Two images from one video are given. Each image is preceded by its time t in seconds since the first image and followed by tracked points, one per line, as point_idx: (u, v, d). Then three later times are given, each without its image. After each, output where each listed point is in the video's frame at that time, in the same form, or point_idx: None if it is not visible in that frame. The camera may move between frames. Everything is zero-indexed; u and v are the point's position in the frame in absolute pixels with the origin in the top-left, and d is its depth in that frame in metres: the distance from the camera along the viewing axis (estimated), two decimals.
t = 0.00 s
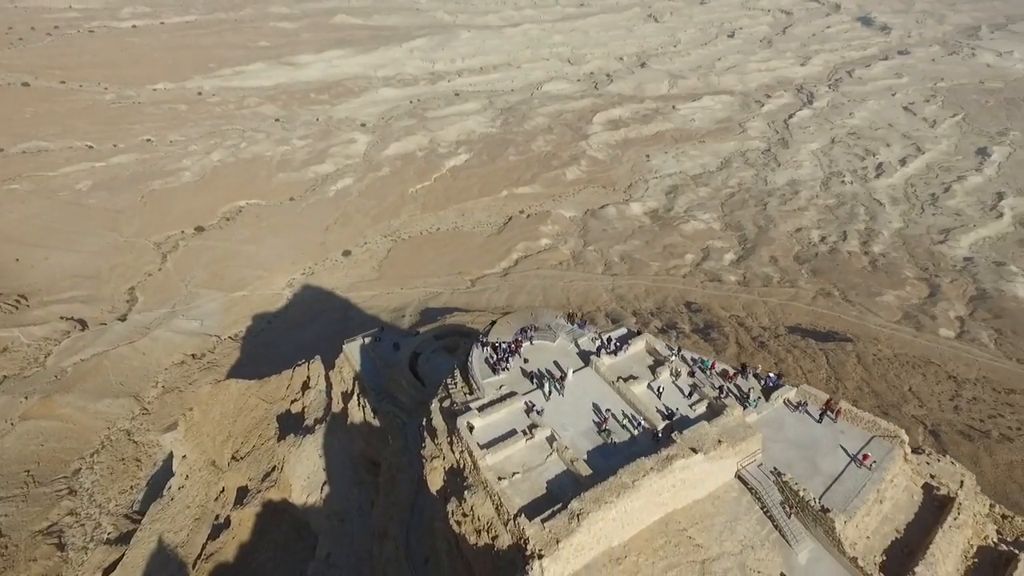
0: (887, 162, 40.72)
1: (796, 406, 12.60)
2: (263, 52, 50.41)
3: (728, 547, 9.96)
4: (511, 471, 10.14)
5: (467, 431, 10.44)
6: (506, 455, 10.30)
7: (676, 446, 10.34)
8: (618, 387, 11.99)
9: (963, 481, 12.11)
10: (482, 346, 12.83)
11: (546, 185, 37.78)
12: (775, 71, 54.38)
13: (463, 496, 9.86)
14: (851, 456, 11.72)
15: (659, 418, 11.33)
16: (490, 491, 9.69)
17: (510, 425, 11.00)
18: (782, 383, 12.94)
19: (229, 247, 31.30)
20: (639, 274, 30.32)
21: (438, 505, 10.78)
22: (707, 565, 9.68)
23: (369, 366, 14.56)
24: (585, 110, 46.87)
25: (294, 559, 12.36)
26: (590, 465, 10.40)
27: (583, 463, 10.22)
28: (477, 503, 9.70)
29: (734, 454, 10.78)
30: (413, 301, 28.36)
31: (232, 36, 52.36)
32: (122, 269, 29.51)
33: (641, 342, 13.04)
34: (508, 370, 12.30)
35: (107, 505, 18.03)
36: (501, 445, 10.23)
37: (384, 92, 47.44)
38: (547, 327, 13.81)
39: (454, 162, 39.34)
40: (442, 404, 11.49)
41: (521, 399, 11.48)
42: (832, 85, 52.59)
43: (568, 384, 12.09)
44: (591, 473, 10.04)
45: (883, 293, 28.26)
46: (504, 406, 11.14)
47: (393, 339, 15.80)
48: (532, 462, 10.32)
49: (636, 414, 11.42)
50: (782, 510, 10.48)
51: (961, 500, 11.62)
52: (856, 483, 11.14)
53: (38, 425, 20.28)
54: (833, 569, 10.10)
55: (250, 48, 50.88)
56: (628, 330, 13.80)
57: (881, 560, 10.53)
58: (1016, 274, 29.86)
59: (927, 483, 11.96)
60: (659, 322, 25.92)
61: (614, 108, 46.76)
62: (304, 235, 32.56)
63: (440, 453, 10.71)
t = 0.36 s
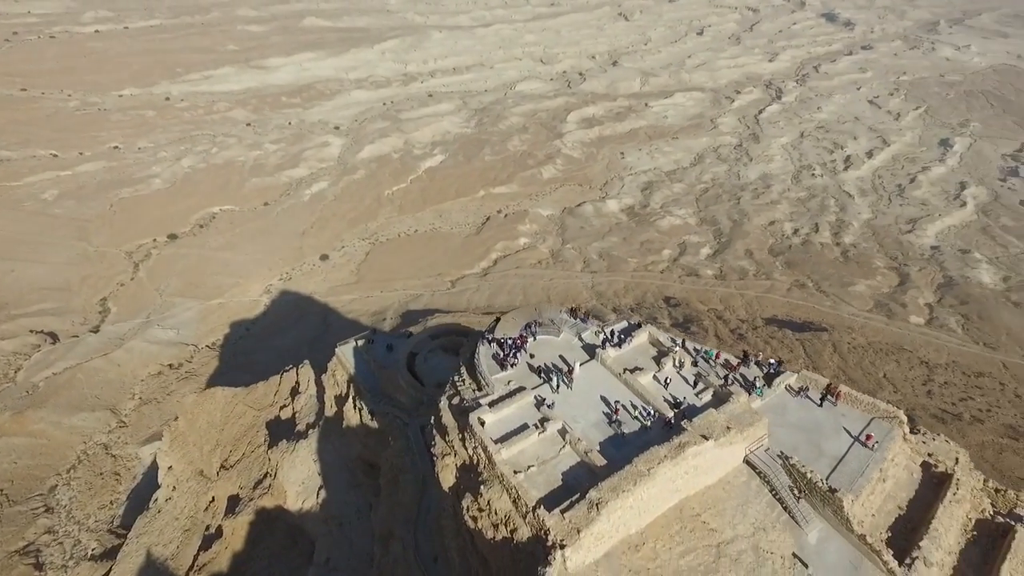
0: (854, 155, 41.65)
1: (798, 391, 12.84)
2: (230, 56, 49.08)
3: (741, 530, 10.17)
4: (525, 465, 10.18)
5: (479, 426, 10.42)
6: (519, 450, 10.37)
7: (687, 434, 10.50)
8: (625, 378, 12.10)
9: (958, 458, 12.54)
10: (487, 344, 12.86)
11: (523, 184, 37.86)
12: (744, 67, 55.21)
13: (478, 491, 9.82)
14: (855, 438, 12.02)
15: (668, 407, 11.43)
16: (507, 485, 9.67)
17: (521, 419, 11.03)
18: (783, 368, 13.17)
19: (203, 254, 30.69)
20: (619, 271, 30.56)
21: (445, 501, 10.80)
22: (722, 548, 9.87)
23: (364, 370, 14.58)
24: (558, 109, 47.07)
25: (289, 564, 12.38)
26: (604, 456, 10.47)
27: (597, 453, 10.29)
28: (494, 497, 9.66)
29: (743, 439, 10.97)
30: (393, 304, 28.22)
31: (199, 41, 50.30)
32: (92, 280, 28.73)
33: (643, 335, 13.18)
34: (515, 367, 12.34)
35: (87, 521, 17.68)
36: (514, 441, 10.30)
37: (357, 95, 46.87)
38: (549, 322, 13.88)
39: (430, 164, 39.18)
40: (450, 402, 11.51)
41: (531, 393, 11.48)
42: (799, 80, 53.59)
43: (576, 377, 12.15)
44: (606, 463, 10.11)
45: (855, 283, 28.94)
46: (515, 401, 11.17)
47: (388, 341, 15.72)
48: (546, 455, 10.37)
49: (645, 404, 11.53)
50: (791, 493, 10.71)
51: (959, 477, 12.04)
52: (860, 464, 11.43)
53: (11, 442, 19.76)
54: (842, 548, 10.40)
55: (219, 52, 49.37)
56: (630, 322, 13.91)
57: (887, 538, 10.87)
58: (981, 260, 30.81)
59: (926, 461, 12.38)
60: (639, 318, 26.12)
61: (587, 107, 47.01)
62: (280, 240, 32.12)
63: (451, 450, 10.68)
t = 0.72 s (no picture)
0: (809, 146, 42.85)
1: (787, 372, 13.30)
2: (183, 63, 46.97)
3: (742, 508, 10.58)
4: (531, 457, 10.21)
5: (484, 421, 10.38)
6: (525, 442, 10.37)
7: (687, 418, 10.75)
8: (622, 367, 12.23)
9: (938, 429, 13.10)
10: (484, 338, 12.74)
11: (488, 184, 37.87)
12: (700, 63, 56.27)
13: (485, 486, 9.82)
14: (844, 413, 12.52)
15: (665, 393, 11.59)
16: (515, 477, 9.69)
17: (523, 412, 11.02)
18: (772, 353, 13.56)
19: (163, 266, 29.52)
20: (588, 267, 30.85)
21: (445, 498, 10.80)
22: (726, 526, 10.27)
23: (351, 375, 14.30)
24: (521, 108, 47.19)
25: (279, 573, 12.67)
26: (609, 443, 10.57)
27: (601, 442, 10.41)
28: (502, 491, 9.68)
29: (739, 421, 11.34)
30: (363, 310, 27.94)
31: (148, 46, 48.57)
32: (47, 297, 27.30)
33: (636, 326, 13.34)
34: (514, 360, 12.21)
35: (54, 548, 17.32)
36: (519, 433, 10.29)
37: (317, 99, 45.68)
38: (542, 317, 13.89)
39: (394, 166, 38.86)
40: (451, 399, 11.39)
41: (532, 386, 11.46)
42: (754, 74, 54.85)
43: (574, 369, 12.20)
44: (611, 451, 10.24)
45: (816, 270, 29.84)
46: (517, 395, 11.13)
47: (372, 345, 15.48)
48: (550, 446, 10.43)
49: (643, 392, 11.69)
50: (788, 471, 11.18)
51: (941, 445, 12.61)
52: (850, 437, 11.96)
53: None
54: (836, 518, 10.99)
55: (171, 58, 47.34)
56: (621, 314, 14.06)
57: (878, 508, 11.43)
58: (931, 243, 32.01)
59: (908, 433, 12.94)
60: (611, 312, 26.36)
61: (549, 105, 47.26)
62: (244, 248, 31.33)
63: (454, 447, 10.68)
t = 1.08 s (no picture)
0: (755, 136, 44.17)
1: (766, 351, 13.79)
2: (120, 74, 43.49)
3: (735, 483, 10.84)
4: (530, 448, 10.23)
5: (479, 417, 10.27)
6: (522, 434, 10.39)
7: (678, 399, 10.93)
8: (610, 356, 12.36)
9: (908, 395, 13.92)
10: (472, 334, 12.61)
11: (444, 185, 37.72)
12: (646, 59, 57.32)
13: (486, 479, 9.81)
14: (823, 387, 13.12)
15: (654, 378, 11.87)
16: (515, 469, 9.64)
17: (518, 404, 11.03)
18: (750, 333, 13.93)
19: (111, 285, 28.18)
20: (549, 263, 31.11)
21: (439, 496, 10.81)
22: (721, 502, 10.49)
23: (328, 383, 14.02)
24: (472, 109, 47.13)
25: None
26: (605, 430, 10.71)
27: (597, 429, 10.53)
28: (503, 483, 9.67)
29: (727, 400, 11.58)
30: (324, 319, 27.47)
31: (81, 60, 44.05)
32: None
33: (619, 315, 13.49)
34: (504, 356, 12.15)
35: None
36: (516, 426, 10.28)
37: (264, 106, 44.22)
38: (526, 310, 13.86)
39: (347, 172, 38.29)
40: (443, 397, 11.22)
41: (523, 379, 11.46)
42: (699, 68, 56.18)
43: (563, 360, 12.26)
44: (607, 436, 10.37)
45: (767, 255, 30.84)
46: (509, 389, 11.10)
47: (347, 349, 15.19)
48: (547, 437, 10.47)
49: (632, 378, 11.86)
50: (775, 445, 11.61)
51: (911, 411, 13.47)
52: (830, 408, 12.58)
53: None
54: (823, 485, 11.59)
55: (108, 70, 43.83)
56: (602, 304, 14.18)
57: (860, 472, 12.13)
58: (873, 225, 33.41)
59: (881, 402, 13.77)
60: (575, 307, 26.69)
61: (501, 105, 47.31)
62: (195, 261, 30.24)
63: (449, 445, 10.55)
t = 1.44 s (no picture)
0: (702, 128, 45.29)
1: (743, 332, 14.42)
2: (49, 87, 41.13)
3: (726, 459, 11.30)
4: (528, 438, 10.31)
5: (475, 410, 10.31)
6: (518, 425, 10.47)
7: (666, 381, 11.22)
8: (597, 344, 12.57)
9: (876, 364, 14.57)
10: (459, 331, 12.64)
11: (400, 189, 37.43)
12: (593, 56, 58.08)
13: (485, 472, 9.89)
14: (800, 362, 13.76)
15: (640, 363, 12.06)
16: (515, 460, 9.77)
17: (511, 396, 11.07)
18: (727, 316, 14.50)
19: (56, 307, 26.85)
20: (510, 262, 31.26)
21: (431, 494, 10.96)
22: (714, 477, 10.90)
23: (305, 392, 13.98)
24: (424, 111, 46.88)
25: None
26: (600, 416, 10.91)
27: (592, 415, 10.70)
28: (503, 474, 9.77)
29: (712, 379, 12.05)
30: (284, 329, 26.89)
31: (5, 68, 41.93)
32: None
33: (601, 304, 13.72)
34: (493, 350, 12.20)
35: None
36: (512, 417, 10.37)
37: (208, 116, 42.78)
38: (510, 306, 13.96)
39: (300, 179, 37.57)
40: (435, 395, 11.14)
41: (514, 372, 11.51)
42: (645, 64, 57.22)
43: (552, 351, 12.40)
44: (602, 421, 10.58)
45: (721, 244, 31.71)
46: (501, 381, 11.14)
47: (323, 357, 15.14)
48: (543, 426, 10.56)
49: (620, 363, 12.09)
50: (760, 421, 12.19)
51: (882, 379, 14.09)
52: (808, 380, 13.24)
53: None
54: (805, 454, 12.21)
55: (36, 82, 41.37)
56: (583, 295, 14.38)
57: (840, 441, 12.70)
58: (818, 210, 34.71)
59: (853, 372, 14.35)
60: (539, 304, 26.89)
61: (452, 106, 47.16)
62: (145, 278, 29.13)
63: (444, 441, 10.61)
